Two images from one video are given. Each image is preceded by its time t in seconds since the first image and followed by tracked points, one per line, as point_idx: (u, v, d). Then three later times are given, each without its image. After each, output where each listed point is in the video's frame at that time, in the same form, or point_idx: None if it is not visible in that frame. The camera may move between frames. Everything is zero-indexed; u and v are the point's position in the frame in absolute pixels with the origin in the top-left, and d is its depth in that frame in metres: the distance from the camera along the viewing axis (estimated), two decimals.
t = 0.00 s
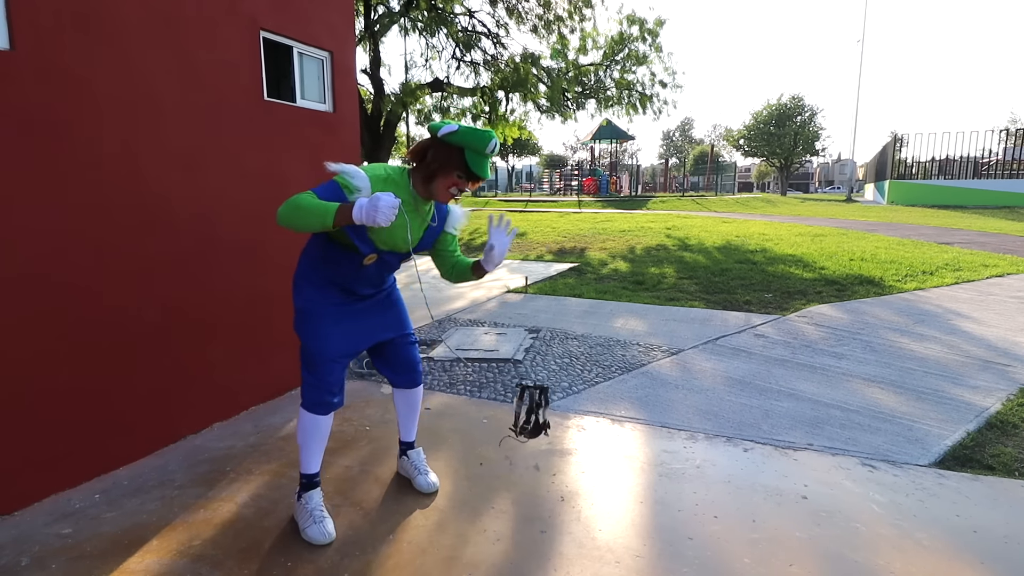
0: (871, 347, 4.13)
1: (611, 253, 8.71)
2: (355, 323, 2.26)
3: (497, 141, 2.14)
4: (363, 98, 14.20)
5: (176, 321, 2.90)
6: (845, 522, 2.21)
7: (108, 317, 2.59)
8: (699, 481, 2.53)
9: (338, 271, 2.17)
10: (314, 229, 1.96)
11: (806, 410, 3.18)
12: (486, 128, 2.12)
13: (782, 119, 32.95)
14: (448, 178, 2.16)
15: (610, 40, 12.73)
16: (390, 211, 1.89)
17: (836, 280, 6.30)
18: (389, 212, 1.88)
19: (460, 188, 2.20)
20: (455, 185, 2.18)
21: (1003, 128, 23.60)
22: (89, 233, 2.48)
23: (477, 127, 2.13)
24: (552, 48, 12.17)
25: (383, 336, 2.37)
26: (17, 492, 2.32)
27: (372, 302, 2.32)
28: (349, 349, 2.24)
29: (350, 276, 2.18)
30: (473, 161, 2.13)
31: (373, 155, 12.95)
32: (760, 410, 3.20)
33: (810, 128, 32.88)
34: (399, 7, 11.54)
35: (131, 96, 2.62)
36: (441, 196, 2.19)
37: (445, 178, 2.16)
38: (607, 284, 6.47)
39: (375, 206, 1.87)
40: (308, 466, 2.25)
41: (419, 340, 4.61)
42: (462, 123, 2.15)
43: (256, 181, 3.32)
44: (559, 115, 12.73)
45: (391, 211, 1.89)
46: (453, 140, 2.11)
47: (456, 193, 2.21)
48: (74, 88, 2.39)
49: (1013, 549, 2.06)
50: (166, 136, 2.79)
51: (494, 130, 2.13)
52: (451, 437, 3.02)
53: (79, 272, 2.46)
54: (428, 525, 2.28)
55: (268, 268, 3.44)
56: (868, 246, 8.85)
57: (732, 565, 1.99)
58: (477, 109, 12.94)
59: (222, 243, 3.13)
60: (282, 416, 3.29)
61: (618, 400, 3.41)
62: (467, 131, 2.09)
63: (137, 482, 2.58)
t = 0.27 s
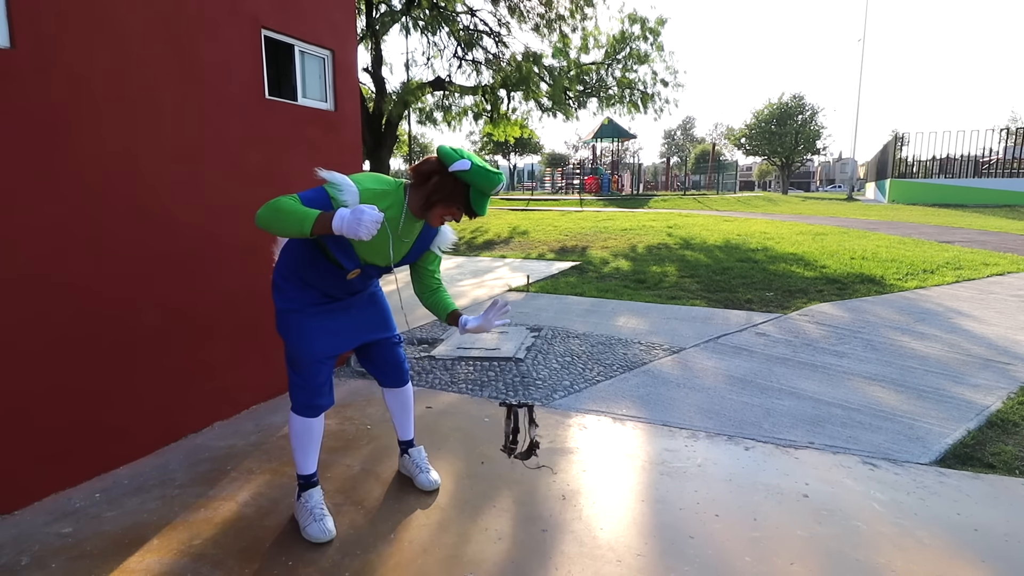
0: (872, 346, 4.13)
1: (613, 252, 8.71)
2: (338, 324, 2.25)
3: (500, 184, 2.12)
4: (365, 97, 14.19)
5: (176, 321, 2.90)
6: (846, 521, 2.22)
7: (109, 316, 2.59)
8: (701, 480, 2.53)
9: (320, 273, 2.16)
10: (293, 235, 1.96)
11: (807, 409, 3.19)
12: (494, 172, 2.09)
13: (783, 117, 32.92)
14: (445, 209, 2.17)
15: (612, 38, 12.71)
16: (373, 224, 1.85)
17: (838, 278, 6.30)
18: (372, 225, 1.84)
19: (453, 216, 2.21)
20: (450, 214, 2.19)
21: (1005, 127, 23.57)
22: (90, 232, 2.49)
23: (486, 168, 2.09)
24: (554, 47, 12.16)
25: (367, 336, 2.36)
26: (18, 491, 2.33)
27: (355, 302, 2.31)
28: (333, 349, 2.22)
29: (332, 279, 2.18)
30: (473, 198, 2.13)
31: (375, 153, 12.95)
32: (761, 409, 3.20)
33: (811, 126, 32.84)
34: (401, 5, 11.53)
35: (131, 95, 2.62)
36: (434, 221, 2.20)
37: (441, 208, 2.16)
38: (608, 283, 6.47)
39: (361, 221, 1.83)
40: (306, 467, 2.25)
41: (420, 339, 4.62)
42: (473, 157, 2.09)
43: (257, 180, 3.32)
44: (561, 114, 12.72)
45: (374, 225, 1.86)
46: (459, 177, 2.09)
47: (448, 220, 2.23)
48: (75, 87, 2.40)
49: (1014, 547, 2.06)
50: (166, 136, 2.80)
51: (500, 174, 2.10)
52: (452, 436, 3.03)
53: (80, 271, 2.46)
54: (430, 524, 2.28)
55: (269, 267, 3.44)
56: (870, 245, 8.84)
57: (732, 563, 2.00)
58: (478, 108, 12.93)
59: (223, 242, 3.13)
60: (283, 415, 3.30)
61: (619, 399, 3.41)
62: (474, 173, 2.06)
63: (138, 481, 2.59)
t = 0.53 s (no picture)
0: (873, 346, 4.12)
1: (613, 251, 8.70)
2: (333, 328, 2.23)
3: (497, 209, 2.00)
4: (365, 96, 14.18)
5: (178, 320, 2.90)
6: (848, 521, 2.21)
7: (110, 316, 2.59)
8: (702, 479, 2.52)
9: (312, 280, 2.13)
10: (281, 243, 1.95)
11: (808, 408, 3.18)
12: (489, 195, 1.97)
13: (784, 116, 32.87)
14: (444, 239, 2.07)
15: (613, 37, 12.69)
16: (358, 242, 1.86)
17: (839, 278, 6.29)
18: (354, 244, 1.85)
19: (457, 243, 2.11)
20: (451, 243, 2.09)
21: (1007, 126, 23.53)
22: (92, 231, 2.49)
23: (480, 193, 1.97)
24: (554, 46, 12.14)
25: (362, 336, 2.35)
26: (20, 490, 2.32)
27: (348, 306, 2.29)
28: (332, 352, 2.20)
29: (325, 287, 2.14)
30: (470, 225, 2.01)
31: (375, 152, 12.94)
32: (762, 408, 3.20)
33: (813, 125, 32.79)
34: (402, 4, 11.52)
35: (132, 94, 2.61)
36: (435, 251, 2.11)
37: (440, 239, 2.07)
38: (609, 282, 6.47)
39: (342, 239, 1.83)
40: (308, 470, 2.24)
41: (421, 338, 4.61)
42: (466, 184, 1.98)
43: (257, 179, 3.32)
44: (561, 113, 12.71)
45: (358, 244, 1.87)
46: (451, 204, 1.98)
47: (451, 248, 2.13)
48: (77, 86, 2.40)
49: (1016, 547, 2.05)
50: (168, 135, 2.79)
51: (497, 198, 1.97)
52: (453, 435, 3.02)
53: (81, 270, 2.46)
54: (430, 523, 2.28)
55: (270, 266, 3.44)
56: (871, 244, 8.83)
57: (734, 563, 1.99)
58: (478, 107, 12.91)
59: (224, 241, 3.13)
60: (284, 414, 3.30)
61: (620, 398, 3.41)
62: (466, 199, 1.95)
63: (139, 480, 2.58)
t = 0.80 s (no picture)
0: (878, 345, 4.10)
1: (615, 250, 8.68)
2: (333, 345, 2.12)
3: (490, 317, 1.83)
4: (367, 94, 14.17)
5: (181, 318, 2.90)
6: (853, 521, 2.20)
7: (115, 314, 2.59)
8: (705, 479, 2.51)
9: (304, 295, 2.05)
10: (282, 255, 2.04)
11: (812, 408, 3.16)
12: (481, 306, 1.79)
13: (788, 114, 32.75)
14: (432, 345, 1.88)
15: (615, 35, 12.66)
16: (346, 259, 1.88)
17: (843, 277, 6.26)
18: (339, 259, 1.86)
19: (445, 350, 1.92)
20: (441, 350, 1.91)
21: (1012, 125, 23.42)
22: (96, 229, 2.49)
23: (472, 302, 1.79)
24: (556, 44, 12.11)
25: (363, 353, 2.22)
26: (26, 485, 2.32)
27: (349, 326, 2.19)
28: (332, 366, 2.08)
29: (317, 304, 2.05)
30: (461, 331, 1.83)
31: (377, 151, 12.93)
32: (765, 408, 3.18)
33: (816, 123, 32.67)
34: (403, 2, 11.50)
35: (136, 92, 2.61)
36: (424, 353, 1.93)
37: (428, 344, 1.88)
38: (611, 281, 6.45)
39: (321, 254, 1.87)
40: (302, 475, 2.13)
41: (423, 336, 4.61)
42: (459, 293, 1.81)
43: (260, 177, 3.31)
44: (563, 111, 12.68)
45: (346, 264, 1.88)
46: (440, 309, 1.81)
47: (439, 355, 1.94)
48: (82, 84, 2.39)
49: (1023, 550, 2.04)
50: (171, 134, 2.79)
51: (490, 306, 1.81)
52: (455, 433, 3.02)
53: (86, 268, 2.46)
54: (433, 521, 2.27)
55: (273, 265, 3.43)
56: (874, 243, 8.80)
57: (738, 564, 1.98)
58: (480, 105, 12.89)
59: (227, 239, 3.13)
60: (287, 411, 3.29)
61: (622, 397, 3.40)
62: (457, 304, 1.78)
63: (144, 476, 2.58)
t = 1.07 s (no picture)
0: (886, 345, 4.09)
1: (621, 249, 8.67)
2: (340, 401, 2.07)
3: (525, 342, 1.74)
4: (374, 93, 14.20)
5: (189, 315, 2.92)
6: (858, 521, 2.19)
7: (124, 310, 2.62)
8: (710, 478, 2.51)
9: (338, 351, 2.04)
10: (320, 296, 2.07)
11: (819, 408, 3.16)
12: (515, 327, 1.73)
13: (796, 113, 32.57)
14: (465, 367, 1.86)
15: (622, 33, 12.62)
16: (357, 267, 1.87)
17: (851, 277, 6.23)
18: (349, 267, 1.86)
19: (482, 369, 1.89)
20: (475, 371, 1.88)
21: None
22: (104, 226, 2.51)
23: (506, 323, 1.73)
24: (563, 42, 12.11)
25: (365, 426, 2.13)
26: (37, 480, 2.36)
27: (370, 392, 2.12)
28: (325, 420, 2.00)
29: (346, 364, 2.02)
30: (493, 357, 1.77)
31: (383, 150, 12.97)
32: (772, 408, 3.18)
33: (825, 123, 32.48)
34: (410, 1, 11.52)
35: (143, 91, 2.63)
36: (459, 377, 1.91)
37: (461, 365, 1.86)
38: (617, 281, 6.45)
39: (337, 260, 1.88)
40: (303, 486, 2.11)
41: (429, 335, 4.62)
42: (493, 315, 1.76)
43: (267, 176, 3.33)
44: (570, 110, 12.67)
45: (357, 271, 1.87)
46: (472, 332, 1.78)
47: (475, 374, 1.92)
48: (90, 83, 2.42)
49: None
50: (179, 132, 2.81)
51: (524, 330, 1.72)
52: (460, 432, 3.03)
53: (95, 265, 2.49)
54: (438, 518, 2.29)
55: (281, 262, 3.46)
56: (883, 243, 8.74)
57: (742, 563, 1.98)
58: (486, 104, 12.90)
59: (234, 237, 3.15)
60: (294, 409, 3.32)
61: (628, 396, 3.40)
62: (489, 329, 1.73)
63: (152, 472, 2.61)
